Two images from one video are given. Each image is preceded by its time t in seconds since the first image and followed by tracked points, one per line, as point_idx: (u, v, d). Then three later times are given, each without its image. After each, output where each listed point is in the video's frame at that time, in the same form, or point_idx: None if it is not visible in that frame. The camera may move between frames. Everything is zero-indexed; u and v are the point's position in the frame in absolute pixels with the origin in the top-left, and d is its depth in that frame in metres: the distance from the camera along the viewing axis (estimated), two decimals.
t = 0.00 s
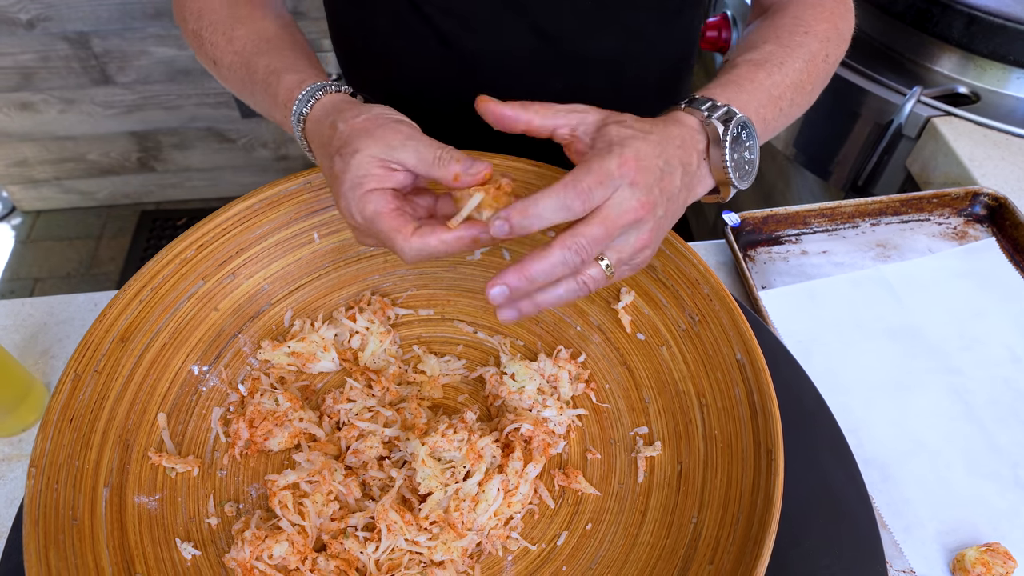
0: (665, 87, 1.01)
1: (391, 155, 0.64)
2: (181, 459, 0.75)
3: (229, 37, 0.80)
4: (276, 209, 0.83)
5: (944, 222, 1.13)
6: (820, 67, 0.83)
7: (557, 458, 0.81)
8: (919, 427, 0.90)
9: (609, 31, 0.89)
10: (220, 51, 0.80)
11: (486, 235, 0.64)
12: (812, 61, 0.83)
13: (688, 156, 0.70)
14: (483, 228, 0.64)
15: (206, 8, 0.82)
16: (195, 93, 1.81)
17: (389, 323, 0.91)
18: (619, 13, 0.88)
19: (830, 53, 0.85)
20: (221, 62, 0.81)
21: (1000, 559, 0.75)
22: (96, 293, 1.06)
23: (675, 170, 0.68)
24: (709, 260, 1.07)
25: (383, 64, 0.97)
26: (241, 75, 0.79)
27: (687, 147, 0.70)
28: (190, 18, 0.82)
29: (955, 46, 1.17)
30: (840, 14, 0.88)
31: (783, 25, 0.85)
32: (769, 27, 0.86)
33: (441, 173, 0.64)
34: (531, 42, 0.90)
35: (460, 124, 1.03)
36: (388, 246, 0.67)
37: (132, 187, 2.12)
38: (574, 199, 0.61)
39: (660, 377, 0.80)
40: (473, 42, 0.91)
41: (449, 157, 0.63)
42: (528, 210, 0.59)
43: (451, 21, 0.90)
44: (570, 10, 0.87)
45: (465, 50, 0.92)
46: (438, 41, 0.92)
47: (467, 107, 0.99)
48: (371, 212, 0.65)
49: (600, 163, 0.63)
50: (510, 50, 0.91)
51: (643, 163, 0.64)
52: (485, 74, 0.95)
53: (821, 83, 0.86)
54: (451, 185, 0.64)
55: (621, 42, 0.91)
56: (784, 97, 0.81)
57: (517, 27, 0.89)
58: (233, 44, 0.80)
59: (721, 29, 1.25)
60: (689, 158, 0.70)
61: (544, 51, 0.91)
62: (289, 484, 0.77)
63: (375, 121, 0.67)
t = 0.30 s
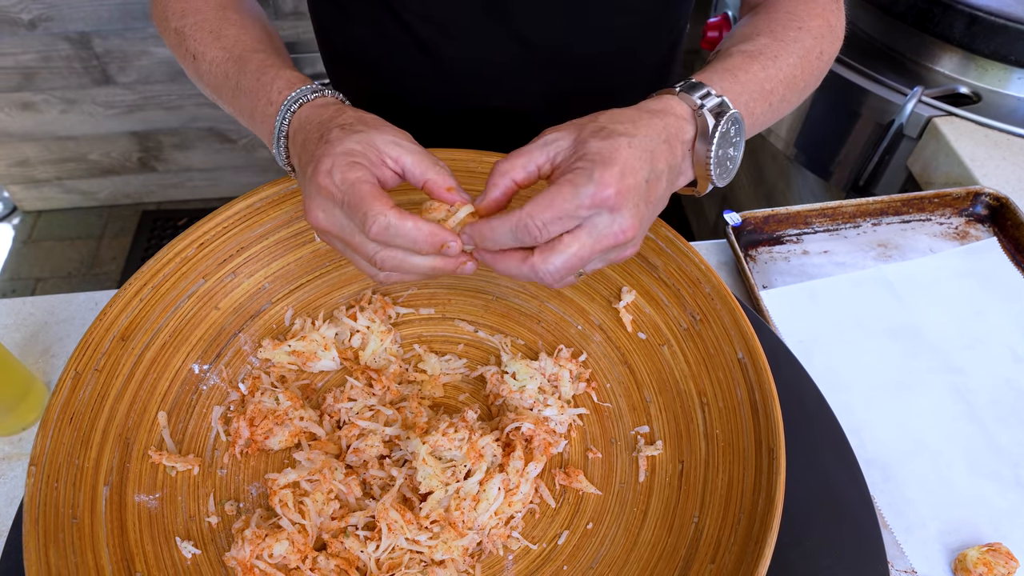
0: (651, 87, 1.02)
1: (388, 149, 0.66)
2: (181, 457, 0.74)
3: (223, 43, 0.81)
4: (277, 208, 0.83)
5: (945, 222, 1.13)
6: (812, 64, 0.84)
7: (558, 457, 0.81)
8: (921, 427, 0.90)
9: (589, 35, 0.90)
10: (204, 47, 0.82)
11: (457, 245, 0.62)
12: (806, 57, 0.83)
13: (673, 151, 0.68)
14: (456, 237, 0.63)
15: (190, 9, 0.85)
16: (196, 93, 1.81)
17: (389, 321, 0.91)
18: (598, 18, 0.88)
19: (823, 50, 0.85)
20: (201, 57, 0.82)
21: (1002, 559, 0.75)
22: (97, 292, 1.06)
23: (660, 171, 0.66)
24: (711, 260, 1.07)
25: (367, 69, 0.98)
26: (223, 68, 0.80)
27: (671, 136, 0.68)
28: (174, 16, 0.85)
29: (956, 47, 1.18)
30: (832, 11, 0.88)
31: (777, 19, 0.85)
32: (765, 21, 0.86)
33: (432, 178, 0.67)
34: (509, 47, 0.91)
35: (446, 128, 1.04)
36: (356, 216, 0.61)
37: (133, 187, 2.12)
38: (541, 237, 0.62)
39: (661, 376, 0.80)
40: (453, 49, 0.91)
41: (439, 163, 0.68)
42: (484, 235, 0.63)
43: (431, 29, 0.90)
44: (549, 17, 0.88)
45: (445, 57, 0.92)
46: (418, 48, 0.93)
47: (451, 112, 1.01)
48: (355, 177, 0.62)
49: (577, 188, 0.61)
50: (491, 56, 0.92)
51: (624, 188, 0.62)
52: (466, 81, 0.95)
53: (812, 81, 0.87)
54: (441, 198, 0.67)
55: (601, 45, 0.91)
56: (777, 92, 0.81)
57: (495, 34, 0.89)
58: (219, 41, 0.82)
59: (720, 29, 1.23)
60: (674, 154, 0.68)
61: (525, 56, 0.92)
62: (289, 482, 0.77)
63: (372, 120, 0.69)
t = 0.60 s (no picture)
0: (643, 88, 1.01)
1: (386, 152, 0.66)
2: (181, 456, 0.74)
3: (225, 50, 0.81)
4: (277, 206, 0.83)
5: (947, 221, 1.12)
6: (795, 78, 0.85)
7: (559, 457, 0.80)
8: (922, 427, 0.90)
9: (581, 39, 0.89)
10: (205, 53, 0.82)
11: (443, 241, 0.62)
12: (788, 72, 0.84)
13: (649, 173, 0.69)
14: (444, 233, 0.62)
15: (191, 15, 0.84)
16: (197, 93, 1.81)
17: (390, 320, 0.91)
18: (590, 21, 0.88)
19: (807, 63, 0.86)
20: (200, 63, 0.82)
21: (1005, 559, 0.75)
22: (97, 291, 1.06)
23: (637, 200, 0.67)
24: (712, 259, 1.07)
25: (360, 73, 0.98)
26: (222, 75, 0.80)
27: (647, 160, 0.69)
28: (174, 22, 0.84)
29: (958, 47, 1.18)
30: (819, 20, 0.88)
31: (765, 27, 0.85)
32: (754, 27, 0.85)
33: (427, 183, 0.67)
34: (501, 53, 0.90)
35: (438, 133, 1.03)
36: (346, 202, 0.60)
37: (134, 187, 2.12)
38: (527, 273, 0.64)
39: (663, 376, 0.80)
40: (441, 56, 0.91)
41: (436, 171, 0.68)
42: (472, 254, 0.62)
43: (420, 36, 0.89)
44: (541, 22, 0.87)
45: (435, 64, 0.92)
46: (409, 54, 0.92)
47: (442, 117, 1.00)
48: (351, 166, 0.62)
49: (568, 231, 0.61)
50: (482, 61, 0.91)
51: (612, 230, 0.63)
52: (457, 86, 0.95)
53: (794, 93, 0.87)
54: (427, 200, 0.67)
55: (593, 49, 0.91)
56: (754, 110, 0.82)
57: (484, 40, 0.89)
58: (221, 49, 0.82)
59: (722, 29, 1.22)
60: (648, 177, 0.69)
61: (518, 61, 0.91)
62: (290, 481, 0.77)
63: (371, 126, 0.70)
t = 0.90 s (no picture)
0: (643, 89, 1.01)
1: (389, 158, 0.66)
2: (181, 455, 0.74)
3: (224, 49, 0.82)
4: (278, 205, 0.82)
5: (948, 221, 1.12)
6: (793, 75, 0.85)
7: (560, 456, 0.80)
8: (924, 427, 0.90)
9: (580, 40, 0.89)
10: (205, 52, 0.82)
11: (436, 254, 0.62)
12: (785, 69, 0.84)
13: (636, 170, 0.70)
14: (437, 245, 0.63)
15: (190, 15, 0.84)
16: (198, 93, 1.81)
17: (391, 319, 0.91)
18: (590, 22, 0.88)
19: (805, 60, 0.86)
20: (200, 61, 0.82)
21: (1006, 559, 0.75)
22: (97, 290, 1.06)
23: (624, 193, 0.68)
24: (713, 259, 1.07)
25: (360, 74, 0.98)
26: (221, 75, 0.80)
27: (635, 153, 0.70)
28: (174, 21, 0.84)
29: (960, 46, 1.18)
30: (819, 18, 0.88)
31: (763, 24, 0.85)
32: (751, 24, 0.85)
33: (427, 195, 0.66)
34: (501, 53, 0.90)
35: (437, 134, 1.03)
36: (345, 202, 0.60)
37: (135, 187, 2.13)
38: (516, 279, 0.64)
39: (664, 375, 0.79)
40: (440, 57, 0.91)
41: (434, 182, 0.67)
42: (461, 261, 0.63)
43: (420, 36, 0.89)
44: (541, 22, 0.87)
45: (434, 65, 0.92)
46: (409, 55, 0.92)
47: (441, 119, 1.00)
48: (354, 166, 0.62)
49: (556, 232, 0.62)
50: (482, 62, 0.91)
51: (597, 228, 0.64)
52: (457, 87, 0.95)
53: (791, 90, 0.87)
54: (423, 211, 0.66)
55: (592, 50, 0.91)
56: (749, 105, 0.82)
57: (484, 42, 0.89)
58: (222, 46, 0.82)
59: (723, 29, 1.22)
60: (636, 170, 0.71)
61: (517, 62, 0.91)
62: (290, 480, 0.77)
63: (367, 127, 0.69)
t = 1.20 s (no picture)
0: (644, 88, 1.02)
1: (372, 148, 0.66)
2: (182, 453, 0.74)
3: (221, 51, 0.82)
4: (278, 204, 0.82)
5: (949, 222, 1.12)
6: (796, 81, 0.85)
7: (561, 455, 0.80)
8: (925, 427, 0.90)
9: (581, 40, 0.89)
10: (204, 53, 0.82)
11: (431, 233, 0.63)
12: (790, 75, 0.84)
13: (640, 183, 0.71)
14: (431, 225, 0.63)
15: (191, 15, 0.84)
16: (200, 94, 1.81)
17: (392, 318, 0.91)
18: (592, 23, 0.88)
19: (810, 65, 0.86)
20: (199, 64, 0.82)
21: (1008, 559, 0.74)
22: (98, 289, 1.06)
23: (628, 210, 0.69)
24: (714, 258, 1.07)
25: (362, 74, 0.98)
26: (222, 75, 0.80)
27: (640, 172, 0.71)
28: (174, 22, 0.84)
29: (961, 46, 1.18)
30: (823, 19, 0.88)
31: (768, 28, 0.85)
32: (755, 29, 0.85)
33: (415, 179, 0.67)
34: (502, 54, 0.90)
35: (438, 133, 1.03)
36: (328, 203, 0.61)
37: (136, 187, 2.13)
38: (511, 283, 0.65)
39: (666, 374, 0.79)
40: (442, 56, 0.91)
41: (423, 166, 0.68)
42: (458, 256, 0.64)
43: (422, 36, 0.89)
44: (543, 23, 0.87)
45: (436, 66, 0.92)
46: (411, 55, 0.92)
47: (441, 119, 1.01)
48: (334, 168, 0.62)
49: (555, 244, 0.63)
50: (483, 62, 0.91)
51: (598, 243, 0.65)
52: (457, 87, 0.95)
53: (794, 96, 0.88)
54: (416, 195, 0.67)
55: (593, 51, 0.91)
56: (754, 115, 0.83)
57: (485, 42, 0.89)
58: (218, 49, 0.82)
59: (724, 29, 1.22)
60: (640, 186, 0.72)
61: (519, 62, 0.91)
62: (290, 479, 0.77)
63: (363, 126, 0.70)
